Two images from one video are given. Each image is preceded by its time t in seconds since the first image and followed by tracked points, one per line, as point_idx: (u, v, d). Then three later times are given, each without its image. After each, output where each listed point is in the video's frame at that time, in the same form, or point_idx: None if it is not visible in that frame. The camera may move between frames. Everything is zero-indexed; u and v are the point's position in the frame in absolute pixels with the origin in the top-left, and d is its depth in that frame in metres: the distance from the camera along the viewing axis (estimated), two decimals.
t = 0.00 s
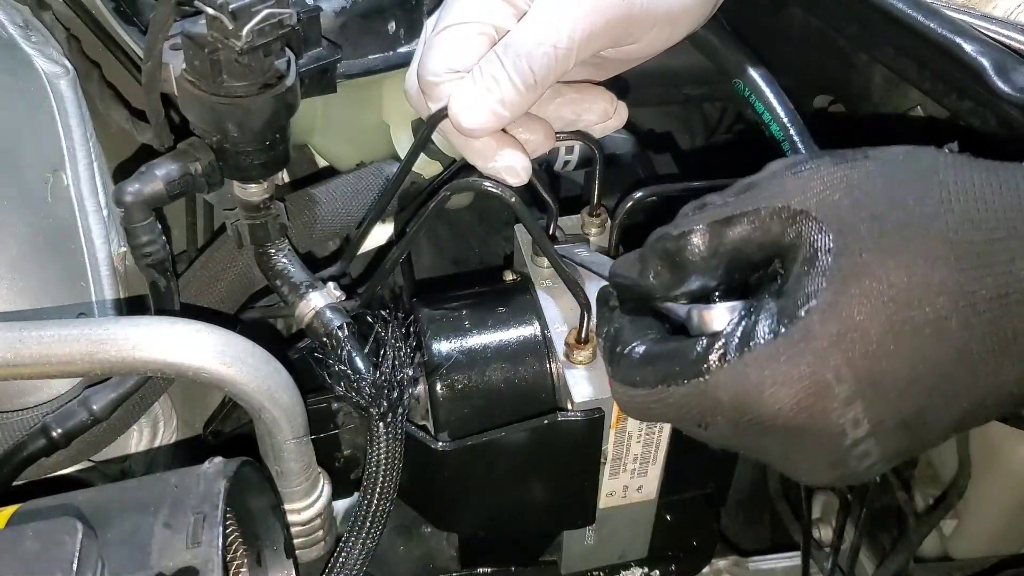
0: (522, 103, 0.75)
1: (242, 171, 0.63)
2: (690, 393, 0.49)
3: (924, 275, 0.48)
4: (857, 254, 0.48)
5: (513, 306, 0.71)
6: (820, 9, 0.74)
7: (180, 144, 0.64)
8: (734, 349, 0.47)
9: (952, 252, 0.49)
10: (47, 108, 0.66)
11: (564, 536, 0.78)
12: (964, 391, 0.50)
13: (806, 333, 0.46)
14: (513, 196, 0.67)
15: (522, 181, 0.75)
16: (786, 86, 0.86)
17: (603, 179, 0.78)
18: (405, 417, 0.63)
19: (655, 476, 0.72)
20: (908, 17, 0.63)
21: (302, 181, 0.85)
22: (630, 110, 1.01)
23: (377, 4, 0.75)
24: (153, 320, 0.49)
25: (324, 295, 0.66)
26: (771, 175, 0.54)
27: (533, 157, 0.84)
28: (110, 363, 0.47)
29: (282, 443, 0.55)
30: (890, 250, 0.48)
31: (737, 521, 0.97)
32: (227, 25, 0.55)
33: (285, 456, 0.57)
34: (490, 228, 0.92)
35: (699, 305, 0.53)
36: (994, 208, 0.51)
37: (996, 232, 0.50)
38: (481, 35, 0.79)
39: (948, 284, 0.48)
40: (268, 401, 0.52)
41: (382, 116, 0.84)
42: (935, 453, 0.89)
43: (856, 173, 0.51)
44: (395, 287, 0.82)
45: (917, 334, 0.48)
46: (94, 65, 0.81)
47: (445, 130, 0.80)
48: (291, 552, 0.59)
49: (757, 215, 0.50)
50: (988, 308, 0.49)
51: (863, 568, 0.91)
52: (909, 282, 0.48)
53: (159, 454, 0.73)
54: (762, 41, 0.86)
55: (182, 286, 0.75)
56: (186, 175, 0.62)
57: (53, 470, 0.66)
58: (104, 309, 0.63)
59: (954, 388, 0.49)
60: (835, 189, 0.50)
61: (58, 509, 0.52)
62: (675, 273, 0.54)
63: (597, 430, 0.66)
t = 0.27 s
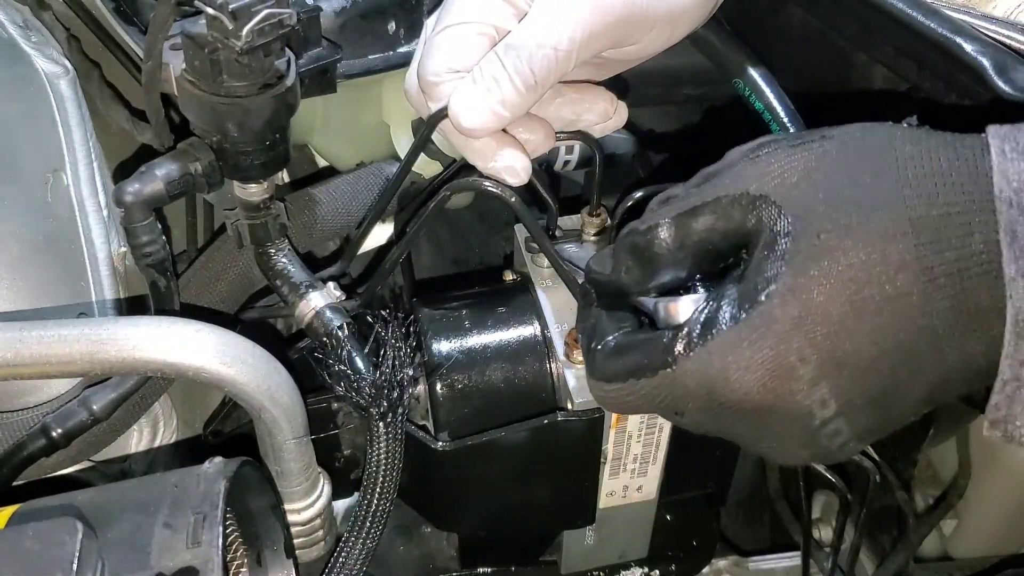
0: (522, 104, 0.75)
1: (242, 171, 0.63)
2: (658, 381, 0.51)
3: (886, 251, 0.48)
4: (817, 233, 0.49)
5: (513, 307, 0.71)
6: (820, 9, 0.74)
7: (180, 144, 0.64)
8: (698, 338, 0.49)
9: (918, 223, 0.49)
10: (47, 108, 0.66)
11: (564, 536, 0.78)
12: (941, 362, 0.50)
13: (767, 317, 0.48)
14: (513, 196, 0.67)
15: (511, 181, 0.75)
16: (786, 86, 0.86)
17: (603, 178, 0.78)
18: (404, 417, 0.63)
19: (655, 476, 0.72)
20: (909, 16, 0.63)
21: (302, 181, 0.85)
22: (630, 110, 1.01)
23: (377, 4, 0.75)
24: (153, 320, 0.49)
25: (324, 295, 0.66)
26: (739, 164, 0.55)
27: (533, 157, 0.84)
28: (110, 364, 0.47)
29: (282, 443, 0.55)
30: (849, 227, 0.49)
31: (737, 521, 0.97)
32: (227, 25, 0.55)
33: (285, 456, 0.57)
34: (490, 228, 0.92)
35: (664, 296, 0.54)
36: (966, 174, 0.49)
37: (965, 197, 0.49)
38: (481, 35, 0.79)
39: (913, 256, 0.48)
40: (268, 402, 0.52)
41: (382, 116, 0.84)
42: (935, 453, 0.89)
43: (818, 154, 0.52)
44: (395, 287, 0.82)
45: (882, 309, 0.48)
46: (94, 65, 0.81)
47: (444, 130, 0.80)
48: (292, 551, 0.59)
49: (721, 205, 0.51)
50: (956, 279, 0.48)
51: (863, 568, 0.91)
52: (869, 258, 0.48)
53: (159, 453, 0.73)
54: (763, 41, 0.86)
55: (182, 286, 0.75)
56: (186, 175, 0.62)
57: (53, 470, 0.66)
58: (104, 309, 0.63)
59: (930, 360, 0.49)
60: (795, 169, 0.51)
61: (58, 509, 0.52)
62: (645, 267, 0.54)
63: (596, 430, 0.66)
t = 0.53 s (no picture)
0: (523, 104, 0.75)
1: (243, 171, 0.63)
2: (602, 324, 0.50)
3: (834, 219, 0.44)
4: (749, 198, 0.45)
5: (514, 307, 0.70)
6: (819, 9, 0.74)
7: (180, 144, 0.64)
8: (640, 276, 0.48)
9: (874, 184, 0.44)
10: (47, 108, 0.65)
11: (564, 536, 0.78)
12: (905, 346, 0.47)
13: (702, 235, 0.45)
14: (513, 196, 0.67)
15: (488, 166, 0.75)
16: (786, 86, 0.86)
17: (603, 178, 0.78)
18: (404, 417, 0.63)
19: (655, 476, 0.72)
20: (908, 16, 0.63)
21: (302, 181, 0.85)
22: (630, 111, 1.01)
23: (377, 4, 0.75)
24: (153, 320, 0.49)
25: (324, 295, 0.66)
26: (698, 134, 0.52)
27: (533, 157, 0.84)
28: (110, 364, 0.47)
29: (282, 443, 0.55)
30: (791, 186, 0.45)
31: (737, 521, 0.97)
32: (227, 25, 0.55)
33: (284, 456, 0.57)
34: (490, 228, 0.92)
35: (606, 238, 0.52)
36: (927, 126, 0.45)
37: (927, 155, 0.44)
38: (481, 35, 0.79)
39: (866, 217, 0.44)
40: (268, 402, 0.52)
41: (382, 116, 0.84)
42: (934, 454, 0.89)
43: (765, 122, 0.48)
44: (395, 287, 0.82)
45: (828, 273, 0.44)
46: (94, 65, 0.81)
47: (444, 130, 0.80)
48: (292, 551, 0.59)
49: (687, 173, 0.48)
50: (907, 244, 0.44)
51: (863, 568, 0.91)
52: (816, 228, 0.44)
53: (159, 454, 0.73)
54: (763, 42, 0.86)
55: (183, 286, 0.75)
56: (186, 175, 0.62)
57: (53, 470, 0.66)
58: (104, 309, 0.63)
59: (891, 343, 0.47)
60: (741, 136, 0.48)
61: (59, 509, 0.52)
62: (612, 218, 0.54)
63: (596, 430, 0.66)
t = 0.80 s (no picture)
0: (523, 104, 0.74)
1: (243, 171, 0.63)
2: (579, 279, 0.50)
3: (810, 142, 0.41)
4: (698, 121, 0.41)
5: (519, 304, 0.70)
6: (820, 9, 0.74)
7: (180, 144, 0.64)
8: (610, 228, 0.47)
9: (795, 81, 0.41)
10: (48, 109, 0.66)
11: (564, 536, 0.78)
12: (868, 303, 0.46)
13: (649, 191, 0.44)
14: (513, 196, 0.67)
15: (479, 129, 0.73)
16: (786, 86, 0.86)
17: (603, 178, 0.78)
18: (404, 417, 0.63)
19: (654, 476, 0.72)
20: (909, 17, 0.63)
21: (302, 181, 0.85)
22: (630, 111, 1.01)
23: (377, 4, 0.75)
24: (152, 320, 0.49)
25: (324, 295, 0.66)
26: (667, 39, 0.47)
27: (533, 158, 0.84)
28: (109, 364, 0.47)
29: (282, 443, 0.55)
30: (759, 98, 0.41)
31: (737, 521, 0.97)
32: (227, 25, 0.55)
33: (284, 456, 0.57)
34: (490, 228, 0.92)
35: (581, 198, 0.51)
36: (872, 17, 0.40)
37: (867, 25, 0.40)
38: (481, 34, 0.79)
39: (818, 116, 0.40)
40: (268, 401, 0.52)
41: (382, 116, 0.84)
42: (935, 454, 0.88)
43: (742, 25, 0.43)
44: (395, 287, 0.82)
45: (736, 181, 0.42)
46: (95, 65, 0.82)
47: (444, 129, 0.80)
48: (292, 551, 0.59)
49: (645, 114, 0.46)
50: (860, 108, 0.40)
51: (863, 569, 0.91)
52: (780, 156, 0.41)
53: (159, 453, 0.73)
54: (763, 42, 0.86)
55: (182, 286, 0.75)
56: (186, 174, 0.62)
57: (53, 470, 0.66)
58: (104, 308, 0.63)
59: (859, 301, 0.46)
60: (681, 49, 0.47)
61: (60, 509, 0.52)
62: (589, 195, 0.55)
63: (597, 431, 0.66)
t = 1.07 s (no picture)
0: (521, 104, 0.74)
1: (243, 171, 0.63)
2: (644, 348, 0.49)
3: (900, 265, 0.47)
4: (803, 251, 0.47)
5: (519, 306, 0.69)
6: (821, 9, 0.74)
7: (180, 144, 0.64)
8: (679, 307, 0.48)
9: (922, 237, 0.47)
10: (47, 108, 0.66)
11: (564, 537, 0.78)
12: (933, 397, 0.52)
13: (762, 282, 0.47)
14: (513, 196, 0.67)
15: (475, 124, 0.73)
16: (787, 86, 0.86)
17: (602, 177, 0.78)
18: (404, 417, 0.63)
19: (655, 476, 0.72)
20: (909, 16, 0.63)
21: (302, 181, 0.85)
22: (629, 111, 1.01)
23: (376, 4, 0.75)
24: (152, 320, 0.49)
25: (324, 295, 0.66)
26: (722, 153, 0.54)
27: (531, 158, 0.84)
28: (110, 364, 0.47)
29: (283, 443, 0.55)
30: (859, 221, 0.48)
31: (737, 522, 0.97)
32: (227, 25, 0.55)
33: (284, 456, 0.57)
34: (490, 228, 0.92)
35: (639, 267, 0.52)
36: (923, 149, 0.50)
37: (969, 201, 0.48)
38: (479, 34, 0.79)
39: (918, 272, 0.47)
40: (268, 402, 0.52)
41: (382, 116, 0.84)
42: (935, 454, 0.88)
43: (802, 140, 0.51)
44: (395, 287, 0.81)
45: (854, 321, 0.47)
46: (94, 65, 0.82)
47: (444, 130, 0.80)
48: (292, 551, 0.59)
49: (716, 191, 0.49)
50: (961, 288, 0.47)
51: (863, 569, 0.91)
52: (890, 280, 0.47)
53: (159, 453, 0.73)
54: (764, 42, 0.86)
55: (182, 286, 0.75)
56: (186, 175, 0.62)
57: (53, 470, 0.66)
58: (104, 308, 0.63)
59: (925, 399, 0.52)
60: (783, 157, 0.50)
61: (59, 509, 0.52)
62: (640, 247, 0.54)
63: (597, 430, 0.66)
